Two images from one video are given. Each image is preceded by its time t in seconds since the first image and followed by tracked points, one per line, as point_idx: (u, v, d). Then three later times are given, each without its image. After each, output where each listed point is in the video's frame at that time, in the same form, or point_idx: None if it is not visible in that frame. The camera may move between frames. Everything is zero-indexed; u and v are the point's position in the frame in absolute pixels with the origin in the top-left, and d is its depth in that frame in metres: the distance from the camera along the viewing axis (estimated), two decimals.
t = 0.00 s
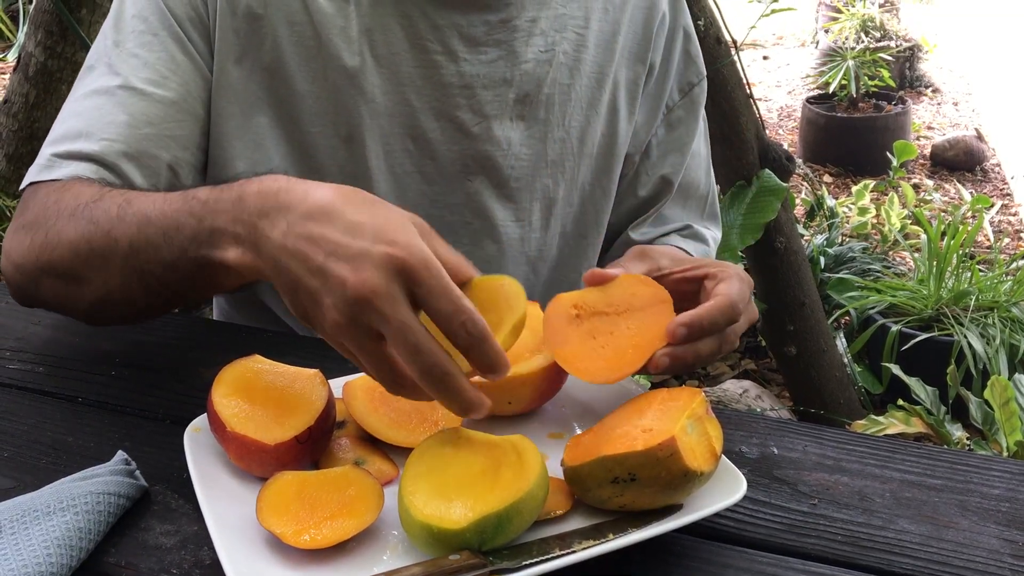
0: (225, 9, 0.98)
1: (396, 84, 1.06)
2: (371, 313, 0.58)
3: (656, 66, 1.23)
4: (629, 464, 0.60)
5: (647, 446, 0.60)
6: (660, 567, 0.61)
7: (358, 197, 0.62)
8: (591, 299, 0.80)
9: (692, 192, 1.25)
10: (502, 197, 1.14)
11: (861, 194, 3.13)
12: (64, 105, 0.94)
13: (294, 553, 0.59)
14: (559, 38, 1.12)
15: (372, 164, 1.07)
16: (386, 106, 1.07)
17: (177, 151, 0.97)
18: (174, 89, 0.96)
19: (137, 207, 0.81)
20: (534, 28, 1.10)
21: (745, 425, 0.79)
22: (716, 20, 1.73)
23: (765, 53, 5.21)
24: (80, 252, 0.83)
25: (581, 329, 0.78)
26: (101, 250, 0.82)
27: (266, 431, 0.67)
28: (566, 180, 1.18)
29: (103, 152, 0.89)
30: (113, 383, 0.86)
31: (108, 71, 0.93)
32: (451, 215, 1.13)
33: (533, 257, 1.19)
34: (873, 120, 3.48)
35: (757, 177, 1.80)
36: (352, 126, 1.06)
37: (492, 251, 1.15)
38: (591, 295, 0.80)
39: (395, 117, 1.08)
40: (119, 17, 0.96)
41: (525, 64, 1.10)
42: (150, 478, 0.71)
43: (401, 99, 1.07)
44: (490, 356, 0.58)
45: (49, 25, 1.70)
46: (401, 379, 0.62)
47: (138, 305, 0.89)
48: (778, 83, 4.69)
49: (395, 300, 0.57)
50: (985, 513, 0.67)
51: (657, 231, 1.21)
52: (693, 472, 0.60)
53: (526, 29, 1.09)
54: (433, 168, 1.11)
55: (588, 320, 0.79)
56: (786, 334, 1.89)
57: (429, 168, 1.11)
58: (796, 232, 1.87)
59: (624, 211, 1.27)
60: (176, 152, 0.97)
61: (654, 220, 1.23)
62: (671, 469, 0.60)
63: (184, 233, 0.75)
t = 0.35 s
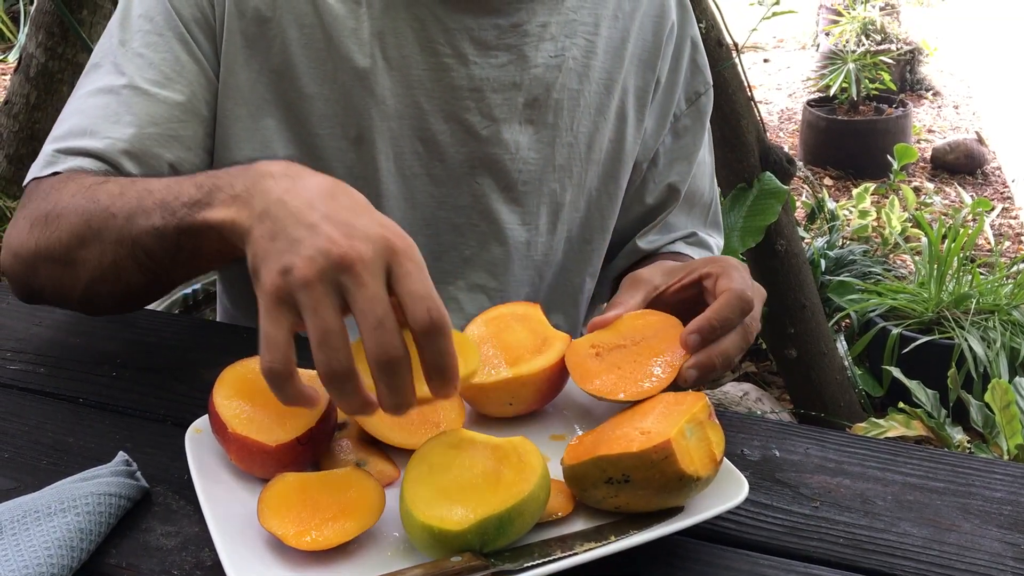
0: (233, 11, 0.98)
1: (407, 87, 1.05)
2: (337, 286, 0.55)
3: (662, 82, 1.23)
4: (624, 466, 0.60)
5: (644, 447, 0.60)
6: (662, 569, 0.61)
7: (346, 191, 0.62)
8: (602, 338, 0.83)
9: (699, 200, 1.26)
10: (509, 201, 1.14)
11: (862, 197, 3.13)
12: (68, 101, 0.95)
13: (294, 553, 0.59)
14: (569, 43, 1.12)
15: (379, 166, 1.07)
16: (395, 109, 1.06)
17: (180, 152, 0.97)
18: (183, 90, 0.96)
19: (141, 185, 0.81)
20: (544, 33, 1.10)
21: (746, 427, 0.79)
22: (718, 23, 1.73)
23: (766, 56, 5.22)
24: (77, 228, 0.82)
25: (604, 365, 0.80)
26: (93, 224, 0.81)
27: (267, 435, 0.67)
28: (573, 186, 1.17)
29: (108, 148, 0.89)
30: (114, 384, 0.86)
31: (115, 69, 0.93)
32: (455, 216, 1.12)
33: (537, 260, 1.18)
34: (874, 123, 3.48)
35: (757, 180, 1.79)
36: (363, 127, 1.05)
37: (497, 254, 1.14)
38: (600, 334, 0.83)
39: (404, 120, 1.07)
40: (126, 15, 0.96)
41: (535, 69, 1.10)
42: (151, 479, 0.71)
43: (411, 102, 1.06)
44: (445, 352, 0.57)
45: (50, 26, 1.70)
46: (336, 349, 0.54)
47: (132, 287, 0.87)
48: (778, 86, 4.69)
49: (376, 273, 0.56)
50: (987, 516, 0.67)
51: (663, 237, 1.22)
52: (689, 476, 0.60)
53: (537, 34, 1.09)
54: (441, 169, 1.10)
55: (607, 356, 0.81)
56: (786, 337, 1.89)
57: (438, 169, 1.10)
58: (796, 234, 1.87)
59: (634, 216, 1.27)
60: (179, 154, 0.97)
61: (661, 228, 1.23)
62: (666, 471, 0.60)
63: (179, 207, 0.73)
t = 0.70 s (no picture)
0: (240, 11, 0.98)
1: (410, 90, 1.06)
2: (231, 425, 0.48)
3: (664, 88, 1.23)
4: (622, 472, 0.60)
5: (643, 453, 0.61)
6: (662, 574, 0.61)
7: (284, 313, 0.56)
8: (602, 366, 0.81)
9: (699, 207, 1.27)
10: (510, 205, 1.14)
11: (862, 199, 3.13)
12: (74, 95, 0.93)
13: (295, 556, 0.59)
14: (572, 49, 1.12)
15: (381, 171, 1.07)
16: (399, 112, 1.06)
17: (184, 149, 0.96)
18: (188, 84, 0.95)
19: (102, 236, 0.74)
20: (547, 38, 1.10)
21: (744, 432, 0.79)
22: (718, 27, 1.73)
23: (766, 59, 5.22)
24: (39, 260, 0.77)
25: (603, 399, 0.79)
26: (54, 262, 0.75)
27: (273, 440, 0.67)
28: (575, 190, 1.18)
29: (110, 139, 0.88)
30: (115, 388, 0.86)
31: (120, 60, 0.92)
32: (456, 220, 1.12)
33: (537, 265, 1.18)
34: (873, 126, 3.48)
35: (756, 183, 1.80)
36: (365, 130, 1.05)
37: (497, 258, 1.14)
38: (600, 362, 0.81)
39: (407, 123, 1.07)
40: (132, 11, 0.96)
41: (538, 74, 1.10)
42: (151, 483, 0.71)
43: (414, 105, 1.06)
44: (345, 518, 0.47)
45: (52, 29, 1.71)
46: (218, 503, 0.48)
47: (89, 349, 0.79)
48: (778, 88, 4.70)
49: (276, 421, 0.48)
50: (985, 521, 0.67)
51: (664, 245, 1.24)
52: (688, 482, 0.60)
53: (540, 39, 1.10)
54: (443, 173, 1.10)
55: (606, 390, 0.79)
56: (786, 340, 1.88)
57: (440, 172, 1.10)
58: (796, 237, 1.87)
59: (634, 222, 1.27)
60: (186, 160, 0.97)
61: (661, 234, 1.25)
62: (665, 478, 0.60)
63: (124, 281, 0.65)
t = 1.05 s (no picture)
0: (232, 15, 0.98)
1: (409, 92, 1.05)
2: (277, 274, 0.59)
3: (667, 91, 1.23)
4: (625, 473, 0.60)
5: (645, 453, 0.60)
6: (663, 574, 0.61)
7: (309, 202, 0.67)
8: (597, 370, 0.80)
9: (702, 210, 1.27)
10: (510, 207, 1.14)
11: (862, 198, 3.13)
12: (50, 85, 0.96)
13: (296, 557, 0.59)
14: (574, 51, 1.12)
15: (381, 172, 1.07)
16: (398, 114, 1.06)
17: (153, 154, 0.98)
18: (161, 91, 0.97)
19: (109, 178, 0.85)
20: (549, 40, 1.10)
21: (745, 431, 0.79)
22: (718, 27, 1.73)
23: (766, 58, 5.22)
24: (43, 214, 0.85)
25: (597, 405, 0.77)
26: (64, 211, 0.84)
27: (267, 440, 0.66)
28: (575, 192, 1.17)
29: (76, 141, 0.90)
30: (113, 389, 0.86)
31: (95, 65, 0.94)
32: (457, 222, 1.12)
33: (537, 267, 1.18)
34: (873, 125, 3.48)
35: (756, 182, 1.79)
36: (364, 132, 1.05)
37: (498, 261, 1.14)
38: (594, 366, 0.80)
39: (407, 125, 1.07)
40: (116, 11, 0.97)
41: (539, 75, 1.10)
42: (150, 485, 0.71)
43: (414, 106, 1.06)
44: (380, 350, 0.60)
45: (50, 29, 1.70)
46: (270, 329, 0.56)
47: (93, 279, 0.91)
48: (778, 87, 4.69)
49: (319, 273, 0.60)
50: (987, 520, 0.67)
51: (667, 248, 1.23)
52: (690, 482, 0.60)
53: (541, 41, 1.09)
54: (442, 174, 1.09)
55: (601, 395, 0.78)
56: (786, 339, 1.88)
57: (439, 173, 1.10)
58: (796, 236, 1.86)
59: (637, 227, 1.27)
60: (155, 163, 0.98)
61: (665, 237, 1.24)
62: (667, 478, 0.60)
63: (141, 202, 0.78)
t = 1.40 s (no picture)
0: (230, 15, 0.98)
1: (404, 91, 1.05)
2: (328, 311, 0.66)
3: (662, 90, 1.23)
4: (622, 473, 0.60)
5: (642, 454, 0.60)
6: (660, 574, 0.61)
7: (346, 232, 0.74)
8: (595, 370, 0.79)
9: (698, 211, 1.27)
10: (507, 206, 1.14)
11: (861, 198, 3.13)
12: (52, 80, 0.96)
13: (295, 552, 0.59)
14: (569, 51, 1.12)
15: (378, 172, 1.07)
16: (393, 113, 1.06)
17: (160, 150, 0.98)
18: (171, 91, 0.97)
19: (146, 192, 0.87)
20: (544, 40, 1.10)
21: (743, 431, 0.79)
22: (715, 27, 1.73)
23: (764, 58, 5.22)
24: (74, 223, 0.86)
25: (594, 405, 0.77)
26: (98, 221, 0.86)
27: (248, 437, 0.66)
28: (571, 191, 1.17)
29: (88, 138, 0.91)
30: (111, 391, 0.86)
31: (101, 60, 0.94)
32: (454, 222, 1.12)
33: (533, 267, 1.18)
34: (872, 124, 3.48)
35: (754, 182, 1.79)
36: (361, 131, 1.05)
37: (495, 260, 1.13)
38: (592, 366, 0.80)
39: (402, 123, 1.07)
40: (118, 8, 0.97)
41: (534, 75, 1.10)
42: (148, 486, 0.71)
43: (409, 105, 1.06)
44: (417, 391, 0.66)
45: (48, 31, 1.71)
46: (319, 365, 0.62)
47: (118, 292, 0.93)
48: (777, 87, 4.70)
49: (367, 318, 0.68)
50: (984, 519, 0.67)
51: (663, 248, 1.23)
52: (687, 482, 0.60)
53: (535, 40, 1.09)
54: (438, 173, 1.10)
55: (598, 395, 0.78)
56: (785, 339, 1.89)
57: (435, 172, 1.10)
58: (794, 235, 1.87)
59: (631, 227, 1.27)
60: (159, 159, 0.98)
61: (661, 238, 1.24)
62: (665, 478, 0.60)
63: (191, 223, 0.82)
